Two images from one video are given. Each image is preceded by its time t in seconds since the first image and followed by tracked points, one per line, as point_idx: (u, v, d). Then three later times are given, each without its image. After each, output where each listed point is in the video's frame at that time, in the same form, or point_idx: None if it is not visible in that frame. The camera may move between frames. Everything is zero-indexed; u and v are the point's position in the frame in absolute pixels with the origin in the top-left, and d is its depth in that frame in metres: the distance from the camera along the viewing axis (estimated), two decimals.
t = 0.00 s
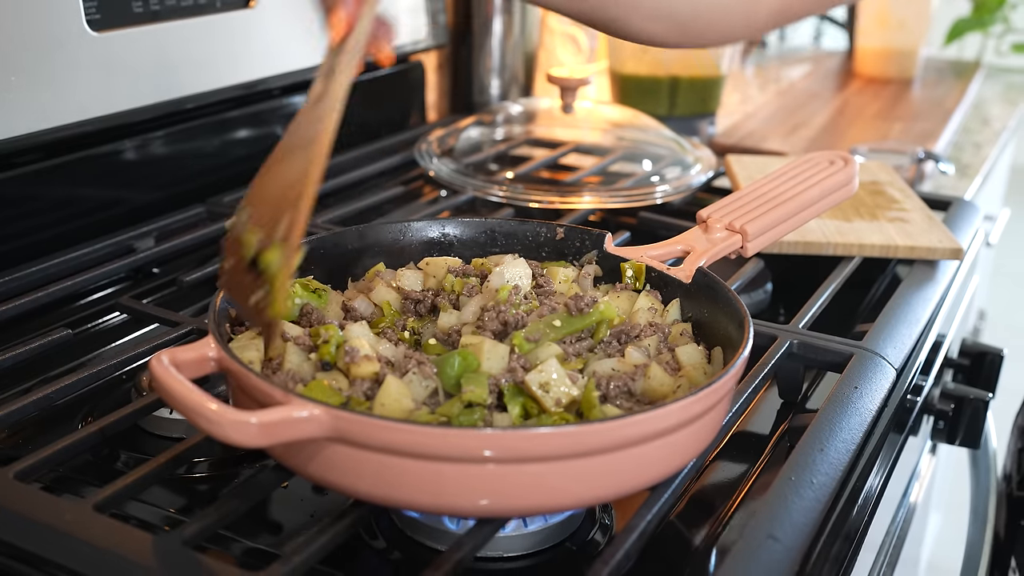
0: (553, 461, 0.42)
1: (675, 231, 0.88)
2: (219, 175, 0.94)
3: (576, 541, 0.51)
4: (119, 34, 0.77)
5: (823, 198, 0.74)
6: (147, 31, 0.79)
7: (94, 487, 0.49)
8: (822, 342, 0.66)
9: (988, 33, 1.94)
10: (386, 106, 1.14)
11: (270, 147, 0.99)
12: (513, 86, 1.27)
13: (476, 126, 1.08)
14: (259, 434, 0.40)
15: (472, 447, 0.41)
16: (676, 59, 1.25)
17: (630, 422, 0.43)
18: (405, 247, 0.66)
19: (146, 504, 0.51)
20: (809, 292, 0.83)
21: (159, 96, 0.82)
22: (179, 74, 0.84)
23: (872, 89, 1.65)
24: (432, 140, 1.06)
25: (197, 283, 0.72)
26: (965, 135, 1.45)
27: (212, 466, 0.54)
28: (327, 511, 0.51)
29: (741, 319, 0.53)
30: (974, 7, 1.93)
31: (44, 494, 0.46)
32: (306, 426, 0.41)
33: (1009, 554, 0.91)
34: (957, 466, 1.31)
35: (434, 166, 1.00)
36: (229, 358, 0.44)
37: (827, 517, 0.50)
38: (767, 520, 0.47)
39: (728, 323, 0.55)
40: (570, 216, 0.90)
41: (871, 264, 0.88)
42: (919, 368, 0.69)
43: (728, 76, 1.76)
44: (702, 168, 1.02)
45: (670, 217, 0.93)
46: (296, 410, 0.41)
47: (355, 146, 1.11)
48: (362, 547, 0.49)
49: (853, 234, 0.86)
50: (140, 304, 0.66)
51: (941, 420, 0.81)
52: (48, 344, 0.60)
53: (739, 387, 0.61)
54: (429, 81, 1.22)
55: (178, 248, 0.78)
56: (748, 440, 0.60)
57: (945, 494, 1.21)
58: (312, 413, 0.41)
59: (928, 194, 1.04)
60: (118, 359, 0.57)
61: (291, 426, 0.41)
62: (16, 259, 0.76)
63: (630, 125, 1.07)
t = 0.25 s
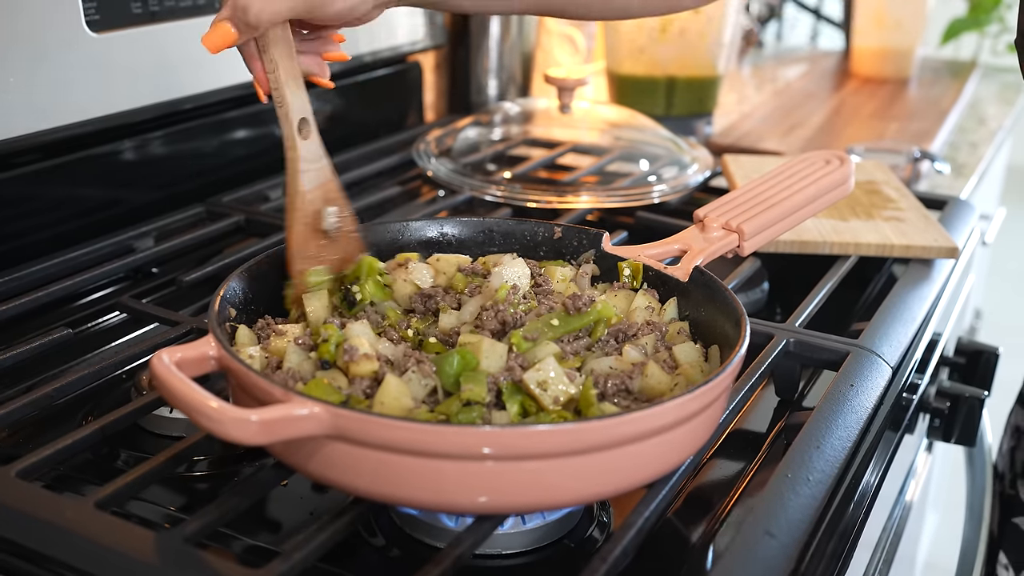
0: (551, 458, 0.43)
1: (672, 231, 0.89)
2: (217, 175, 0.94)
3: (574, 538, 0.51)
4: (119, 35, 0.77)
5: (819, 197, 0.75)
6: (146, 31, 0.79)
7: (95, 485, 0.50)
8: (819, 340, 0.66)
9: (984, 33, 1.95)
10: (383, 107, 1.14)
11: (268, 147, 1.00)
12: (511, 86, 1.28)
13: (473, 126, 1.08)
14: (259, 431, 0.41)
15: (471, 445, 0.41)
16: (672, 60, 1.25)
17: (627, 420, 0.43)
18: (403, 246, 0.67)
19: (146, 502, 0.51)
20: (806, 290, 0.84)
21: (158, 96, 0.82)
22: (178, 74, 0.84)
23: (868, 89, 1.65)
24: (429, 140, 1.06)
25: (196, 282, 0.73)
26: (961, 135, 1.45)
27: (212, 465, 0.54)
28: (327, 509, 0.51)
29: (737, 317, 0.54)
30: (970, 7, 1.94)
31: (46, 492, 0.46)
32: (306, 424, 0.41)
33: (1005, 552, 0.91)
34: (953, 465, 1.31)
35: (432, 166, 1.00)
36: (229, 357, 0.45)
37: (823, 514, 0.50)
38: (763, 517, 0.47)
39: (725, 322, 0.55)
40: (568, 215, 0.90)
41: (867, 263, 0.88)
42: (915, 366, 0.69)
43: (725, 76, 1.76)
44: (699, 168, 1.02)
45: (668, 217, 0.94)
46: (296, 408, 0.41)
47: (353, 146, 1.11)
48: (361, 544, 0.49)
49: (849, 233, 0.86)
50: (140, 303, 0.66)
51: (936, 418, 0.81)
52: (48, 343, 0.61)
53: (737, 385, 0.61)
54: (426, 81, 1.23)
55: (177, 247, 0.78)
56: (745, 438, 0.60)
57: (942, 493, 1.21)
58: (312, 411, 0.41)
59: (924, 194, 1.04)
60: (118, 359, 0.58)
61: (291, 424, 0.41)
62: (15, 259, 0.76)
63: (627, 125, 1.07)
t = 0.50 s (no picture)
0: (553, 454, 0.43)
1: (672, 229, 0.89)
2: (218, 175, 0.95)
3: (576, 534, 0.52)
4: (120, 35, 0.77)
5: (818, 196, 0.75)
6: (146, 32, 0.80)
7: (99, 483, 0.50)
8: (818, 338, 0.67)
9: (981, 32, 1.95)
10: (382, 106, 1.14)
11: (268, 147, 1.00)
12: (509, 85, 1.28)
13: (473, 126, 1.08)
14: (263, 427, 0.41)
15: (473, 441, 0.41)
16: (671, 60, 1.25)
17: (629, 416, 0.43)
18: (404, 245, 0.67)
19: (150, 499, 0.51)
20: (805, 287, 0.84)
21: (158, 96, 0.83)
22: (179, 74, 0.84)
23: (866, 88, 1.65)
24: (429, 140, 1.07)
25: (198, 281, 0.73)
26: (959, 133, 1.46)
27: (215, 462, 0.55)
28: (330, 506, 0.51)
29: (738, 315, 0.54)
30: (967, 6, 1.94)
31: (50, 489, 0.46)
32: (310, 420, 0.42)
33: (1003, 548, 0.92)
34: (951, 462, 1.32)
35: (432, 165, 1.00)
36: (233, 354, 0.45)
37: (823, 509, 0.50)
38: (764, 512, 0.48)
39: (725, 320, 0.56)
40: (567, 214, 0.90)
41: (866, 261, 0.89)
42: (913, 363, 0.70)
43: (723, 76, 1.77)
44: (698, 167, 1.03)
45: (667, 215, 0.94)
46: (301, 404, 0.41)
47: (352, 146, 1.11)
48: (364, 540, 0.49)
49: (847, 231, 0.87)
50: (141, 302, 0.66)
51: (935, 415, 0.82)
52: (51, 342, 0.61)
53: (736, 382, 0.61)
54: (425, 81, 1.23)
55: (178, 247, 0.79)
56: (745, 435, 0.61)
57: (940, 490, 1.21)
58: (316, 408, 0.42)
59: (922, 192, 1.05)
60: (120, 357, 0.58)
61: (296, 420, 0.41)
62: (16, 259, 0.77)
63: (626, 125, 1.08)
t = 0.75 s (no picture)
0: (555, 450, 0.43)
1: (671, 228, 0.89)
2: (218, 174, 0.95)
3: (577, 530, 0.52)
4: (122, 35, 0.78)
5: (818, 194, 0.75)
6: (148, 31, 0.80)
7: (103, 479, 0.50)
8: (817, 335, 0.67)
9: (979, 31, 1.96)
10: (382, 105, 1.15)
11: (268, 146, 1.00)
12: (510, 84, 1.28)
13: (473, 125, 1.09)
14: (267, 423, 0.41)
15: (476, 436, 0.42)
16: (670, 59, 1.26)
17: (631, 412, 0.44)
18: (406, 243, 0.67)
19: (153, 495, 0.52)
20: (804, 285, 0.84)
21: (159, 96, 0.83)
22: (180, 73, 0.84)
23: (864, 87, 1.66)
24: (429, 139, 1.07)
25: (200, 279, 0.73)
26: (957, 133, 1.46)
27: (217, 459, 0.55)
28: (332, 502, 0.52)
29: (738, 313, 0.54)
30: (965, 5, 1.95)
31: (54, 486, 0.46)
32: (314, 416, 0.42)
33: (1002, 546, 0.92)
34: (950, 461, 1.32)
35: (432, 164, 1.01)
36: (236, 350, 0.45)
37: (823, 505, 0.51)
38: (764, 507, 0.48)
39: (725, 317, 0.56)
40: (567, 213, 0.91)
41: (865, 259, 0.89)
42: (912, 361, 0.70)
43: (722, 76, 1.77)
44: (698, 166, 1.03)
45: (667, 214, 0.94)
46: (305, 400, 0.42)
47: (353, 145, 1.12)
48: (366, 536, 0.50)
49: (846, 229, 0.87)
50: (143, 300, 0.67)
51: (933, 413, 0.82)
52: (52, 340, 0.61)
53: (736, 379, 0.62)
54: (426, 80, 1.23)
55: (179, 245, 0.79)
56: (744, 431, 0.61)
57: (939, 488, 1.22)
58: (320, 404, 0.42)
59: (921, 191, 1.05)
60: (123, 355, 0.58)
61: (300, 416, 0.42)
62: (18, 258, 0.77)
63: (625, 123, 1.08)
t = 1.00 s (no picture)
0: (555, 446, 0.44)
1: (670, 227, 0.90)
2: (218, 174, 0.95)
3: (577, 526, 0.52)
4: (124, 35, 0.78)
5: (816, 192, 0.76)
6: (149, 31, 0.80)
7: (106, 476, 0.51)
8: (815, 332, 0.67)
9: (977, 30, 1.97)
10: (382, 105, 1.15)
11: (268, 146, 1.00)
12: (509, 84, 1.29)
13: (473, 124, 1.09)
14: (270, 420, 0.41)
15: (476, 433, 0.42)
16: (668, 58, 1.26)
17: (630, 407, 0.44)
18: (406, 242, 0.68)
19: (156, 491, 0.52)
20: (802, 283, 0.85)
21: (160, 96, 0.83)
22: (181, 73, 0.85)
23: (862, 87, 1.66)
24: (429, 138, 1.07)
25: (201, 278, 0.73)
26: (954, 131, 1.47)
27: (219, 456, 0.55)
28: (333, 499, 0.52)
29: (736, 310, 0.54)
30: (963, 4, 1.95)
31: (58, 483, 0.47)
32: (315, 412, 0.42)
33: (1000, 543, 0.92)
34: (947, 459, 1.33)
35: (432, 163, 1.01)
36: (239, 348, 0.45)
37: (821, 501, 0.51)
38: (763, 502, 0.49)
39: (724, 314, 0.56)
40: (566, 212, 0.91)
41: (863, 257, 0.89)
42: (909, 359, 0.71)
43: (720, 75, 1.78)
44: (696, 165, 1.03)
45: (665, 212, 0.95)
46: (306, 397, 0.42)
47: (353, 144, 1.12)
48: (366, 533, 0.50)
49: (844, 227, 0.87)
50: (145, 299, 0.69)
51: (931, 409, 0.83)
52: (54, 339, 0.61)
53: (734, 376, 0.62)
54: (425, 80, 1.23)
55: (180, 244, 0.79)
56: (743, 428, 0.61)
57: (937, 486, 1.22)
58: (322, 400, 0.42)
59: (918, 189, 1.06)
60: (125, 353, 0.59)
61: (302, 413, 0.42)
62: (19, 257, 0.77)
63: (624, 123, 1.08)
